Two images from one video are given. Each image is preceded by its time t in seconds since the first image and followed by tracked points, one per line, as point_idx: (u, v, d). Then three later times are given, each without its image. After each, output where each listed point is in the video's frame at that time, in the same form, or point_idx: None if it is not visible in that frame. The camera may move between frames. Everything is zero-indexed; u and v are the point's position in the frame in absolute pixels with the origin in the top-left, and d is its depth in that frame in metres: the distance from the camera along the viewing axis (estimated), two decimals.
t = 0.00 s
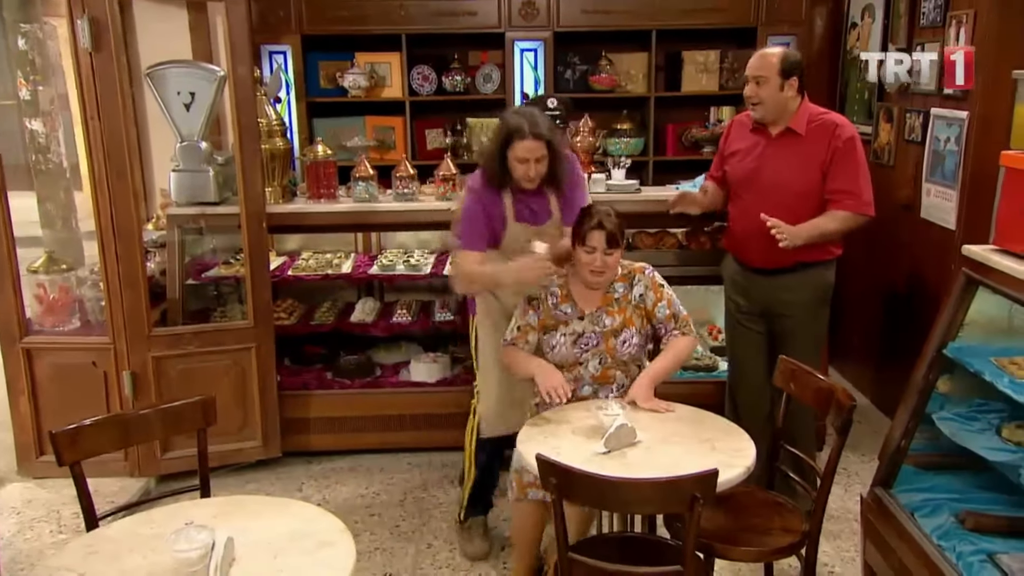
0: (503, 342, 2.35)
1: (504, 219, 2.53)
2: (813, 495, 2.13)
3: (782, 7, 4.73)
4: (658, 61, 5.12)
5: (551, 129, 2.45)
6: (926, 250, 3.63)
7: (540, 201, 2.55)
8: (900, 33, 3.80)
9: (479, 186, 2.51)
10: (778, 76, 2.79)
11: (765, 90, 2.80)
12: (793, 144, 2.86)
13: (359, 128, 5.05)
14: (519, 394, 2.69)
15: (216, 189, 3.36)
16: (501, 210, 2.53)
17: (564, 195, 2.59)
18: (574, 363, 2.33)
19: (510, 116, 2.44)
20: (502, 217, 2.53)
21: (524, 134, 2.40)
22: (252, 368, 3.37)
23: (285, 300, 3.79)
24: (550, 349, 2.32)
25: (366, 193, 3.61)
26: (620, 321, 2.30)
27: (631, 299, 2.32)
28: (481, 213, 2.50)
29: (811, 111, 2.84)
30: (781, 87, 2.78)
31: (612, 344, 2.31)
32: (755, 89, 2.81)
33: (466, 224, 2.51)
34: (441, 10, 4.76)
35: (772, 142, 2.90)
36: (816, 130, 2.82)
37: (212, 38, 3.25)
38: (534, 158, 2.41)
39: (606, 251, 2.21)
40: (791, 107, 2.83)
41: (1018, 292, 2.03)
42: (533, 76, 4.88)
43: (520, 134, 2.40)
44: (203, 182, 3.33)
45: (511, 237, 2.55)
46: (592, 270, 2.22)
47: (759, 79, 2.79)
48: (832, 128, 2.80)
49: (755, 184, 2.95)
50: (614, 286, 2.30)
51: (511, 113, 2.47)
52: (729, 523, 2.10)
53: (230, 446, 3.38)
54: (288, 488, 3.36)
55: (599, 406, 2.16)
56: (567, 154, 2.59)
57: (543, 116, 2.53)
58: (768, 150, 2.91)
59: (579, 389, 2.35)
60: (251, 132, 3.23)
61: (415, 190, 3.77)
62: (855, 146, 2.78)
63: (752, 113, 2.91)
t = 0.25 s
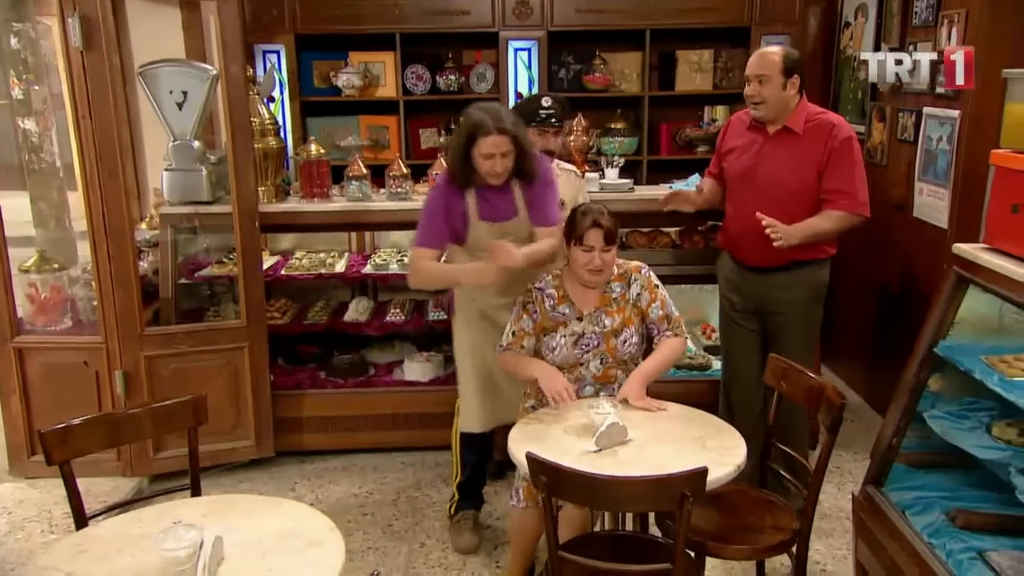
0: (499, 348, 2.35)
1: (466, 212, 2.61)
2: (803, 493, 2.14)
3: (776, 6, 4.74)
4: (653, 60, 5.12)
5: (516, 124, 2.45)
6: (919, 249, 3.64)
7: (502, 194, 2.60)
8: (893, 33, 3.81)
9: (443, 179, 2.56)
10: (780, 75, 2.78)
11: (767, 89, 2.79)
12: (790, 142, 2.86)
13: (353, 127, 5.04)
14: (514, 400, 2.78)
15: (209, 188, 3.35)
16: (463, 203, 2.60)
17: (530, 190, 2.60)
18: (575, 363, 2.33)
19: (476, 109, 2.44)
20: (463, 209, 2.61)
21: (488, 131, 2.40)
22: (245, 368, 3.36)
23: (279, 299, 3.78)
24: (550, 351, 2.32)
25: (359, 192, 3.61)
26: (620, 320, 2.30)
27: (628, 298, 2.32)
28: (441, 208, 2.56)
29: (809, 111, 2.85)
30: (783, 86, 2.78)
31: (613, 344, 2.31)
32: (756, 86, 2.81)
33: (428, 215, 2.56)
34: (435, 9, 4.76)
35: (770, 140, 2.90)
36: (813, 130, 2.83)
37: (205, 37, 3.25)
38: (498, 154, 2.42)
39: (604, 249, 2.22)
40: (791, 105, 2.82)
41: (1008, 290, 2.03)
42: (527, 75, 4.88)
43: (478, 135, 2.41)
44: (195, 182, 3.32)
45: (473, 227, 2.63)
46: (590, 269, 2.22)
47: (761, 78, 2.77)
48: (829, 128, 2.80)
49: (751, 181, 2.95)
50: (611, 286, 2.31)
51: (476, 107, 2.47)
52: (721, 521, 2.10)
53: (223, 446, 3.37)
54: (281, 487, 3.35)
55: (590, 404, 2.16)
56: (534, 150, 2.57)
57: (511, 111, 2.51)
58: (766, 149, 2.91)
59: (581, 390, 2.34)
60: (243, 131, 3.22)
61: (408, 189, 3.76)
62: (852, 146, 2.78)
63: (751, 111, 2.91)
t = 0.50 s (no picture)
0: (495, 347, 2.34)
1: (436, 216, 2.61)
2: (792, 491, 2.14)
3: (767, 6, 4.75)
4: (645, 60, 5.12)
5: (482, 124, 2.46)
6: (910, 248, 3.65)
7: (472, 195, 2.61)
8: (883, 32, 3.82)
9: (410, 185, 2.55)
10: (780, 74, 2.79)
11: (766, 88, 2.79)
12: (786, 142, 2.86)
13: (345, 127, 5.03)
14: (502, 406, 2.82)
15: (200, 187, 3.34)
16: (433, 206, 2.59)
17: (498, 189, 2.63)
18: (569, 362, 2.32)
19: (440, 112, 2.44)
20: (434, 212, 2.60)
21: (454, 133, 2.41)
22: (236, 367, 3.36)
23: (270, 299, 3.78)
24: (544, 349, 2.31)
25: (351, 192, 3.61)
26: (614, 320, 2.30)
27: (624, 298, 2.32)
28: (412, 215, 2.55)
29: (806, 111, 2.85)
30: (783, 85, 2.78)
31: (607, 343, 2.31)
32: (755, 85, 2.82)
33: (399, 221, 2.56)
34: (427, 8, 4.75)
35: (766, 139, 2.90)
36: (810, 130, 2.83)
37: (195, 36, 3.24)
38: (466, 156, 2.43)
39: (602, 246, 2.23)
40: (789, 104, 2.83)
41: (995, 289, 2.04)
42: (519, 75, 4.88)
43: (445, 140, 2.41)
44: (186, 181, 3.32)
45: (444, 230, 2.64)
46: (589, 266, 2.22)
47: (761, 76, 2.78)
48: (826, 129, 2.81)
49: (746, 180, 2.95)
50: (606, 285, 2.31)
51: (440, 110, 2.47)
52: (710, 519, 2.11)
53: (214, 445, 3.36)
54: (272, 487, 3.35)
55: (579, 403, 2.16)
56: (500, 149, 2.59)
57: (475, 111, 2.51)
58: (762, 148, 2.91)
59: (574, 389, 2.34)
60: (234, 130, 3.22)
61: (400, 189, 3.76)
62: (848, 148, 2.79)
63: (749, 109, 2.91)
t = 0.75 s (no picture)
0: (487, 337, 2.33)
1: (426, 216, 2.60)
2: (779, 489, 2.14)
3: (758, 6, 4.76)
4: (637, 59, 5.12)
5: (474, 125, 2.46)
6: (900, 247, 3.65)
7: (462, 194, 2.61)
8: (873, 32, 3.83)
9: (399, 185, 2.54)
10: (769, 74, 2.80)
11: (756, 87, 2.81)
12: (779, 140, 2.87)
13: (336, 126, 5.02)
14: (490, 408, 2.80)
15: (190, 186, 3.33)
16: (422, 205, 2.59)
17: (488, 187, 2.63)
18: (559, 356, 2.32)
19: (432, 112, 2.43)
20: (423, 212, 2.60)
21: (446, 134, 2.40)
22: (226, 367, 3.35)
23: (260, 299, 3.77)
24: (535, 343, 2.30)
25: (341, 191, 3.60)
26: (606, 317, 2.30)
27: (617, 296, 2.32)
28: (401, 215, 2.55)
29: (801, 111, 2.85)
30: (771, 85, 2.79)
31: (598, 339, 2.30)
32: (744, 82, 2.84)
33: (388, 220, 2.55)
34: (418, 8, 4.75)
35: (760, 137, 2.91)
36: (803, 129, 2.83)
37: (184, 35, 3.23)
38: (457, 157, 2.43)
39: (599, 241, 2.23)
40: (781, 104, 2.82)
41: (981, 288, 2.04)
42: (511, 74, 4.87)
43: (436, 140, 2.41)
44: (176, 181, 3.32)
45: (434, 229, 2.63)
46: (585, 263, 2.22)
47: (751, 75, 2.80)
48: (819, 129, 2.81)
49: (738, 178, 2.96)
50: (600, 283, 2.30)
51: (433, 110, 2.46)
52: (698, 518, 2.11)
53: (203, 445, 3.36)
54: (262, 487, 3.34)
55: (567, 402, 2.16)
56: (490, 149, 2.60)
57: (468, 112, 2.51)
58: (755, 145, 2.92)
59: (563, 384, 2.33)
60: (224, 130, 3.21)
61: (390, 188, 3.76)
62: (840, 149, 2.80)
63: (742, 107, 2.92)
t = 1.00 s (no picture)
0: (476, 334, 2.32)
1: (426, 211, 2.58)
2: (763, 487, 2.15)
3: (746, 7, 4.77)
4: (625, 59, 5.08)
5: (482, 122, 2.49)
6: (886, 246, 3.67)
7: (464, 192, 2.61)
8: (860, 32, 3.85)
9: (403, 179, 2.53)
10: (741, 72, 2.84)
11: (731, 85, 2.85)
12: (759, 138, 2.88)
13: (326, 126, 5.02)
14: (476, 408, 2.77)
15: (177, 187, 3.33)
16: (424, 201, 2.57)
17: (490, 185, 2.65)
18: (546, 354, 2.31)
19: (443, 109, 2.46)
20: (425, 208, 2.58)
21: (457, 129, 2.42)
22: (213, 367, 3.34)
23: (248, 299, 3.77)
24: (522, 340, 2.31)
25: (329, 191, 3.60)
26: (594, 316, 2.31)
27: (605, 296, 2.32)
28: (402, 209, 2.53)
29: (781, 108, 2.87)
30: (744, 83, 2.83)
31: (586, 339, 2.30)
32: (721, 82, 2.87)
33: (391, 213, 2.53)
34: (407, 8, 4.75)
35: (740, 135, 2.92)
36: (783, 126, 2.85)
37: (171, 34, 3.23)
38: (465, 153, 2.45)
39: (580, 238, 2.23)
40: (759, 103, 2.85)
41: (963, 287, 2.05)
42: (500, 74, 4.88)
43: (448, 134, 2.42)
44: (163, 181, 3.31)
45: (435, 226, 2.61)
46: (567, 258, 2.22)
47: (724, 74, 2.84)
48: (798, 125, 2.83)
49: (720, 176, 2.97)
50: (589, 283, 2.31)
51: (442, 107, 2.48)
52: (682, 517, 2.12)
53: (191, 446, 3.35)
54: (250, 487, 3.34)
55: (552, 402, 2.17)
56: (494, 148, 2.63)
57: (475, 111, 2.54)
58: (736, 143, 2.93)
59: (550, 382, 2.33)
60: (211, 130, 3.21)
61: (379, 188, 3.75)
62: (819, 145, 2.81)
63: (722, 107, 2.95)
